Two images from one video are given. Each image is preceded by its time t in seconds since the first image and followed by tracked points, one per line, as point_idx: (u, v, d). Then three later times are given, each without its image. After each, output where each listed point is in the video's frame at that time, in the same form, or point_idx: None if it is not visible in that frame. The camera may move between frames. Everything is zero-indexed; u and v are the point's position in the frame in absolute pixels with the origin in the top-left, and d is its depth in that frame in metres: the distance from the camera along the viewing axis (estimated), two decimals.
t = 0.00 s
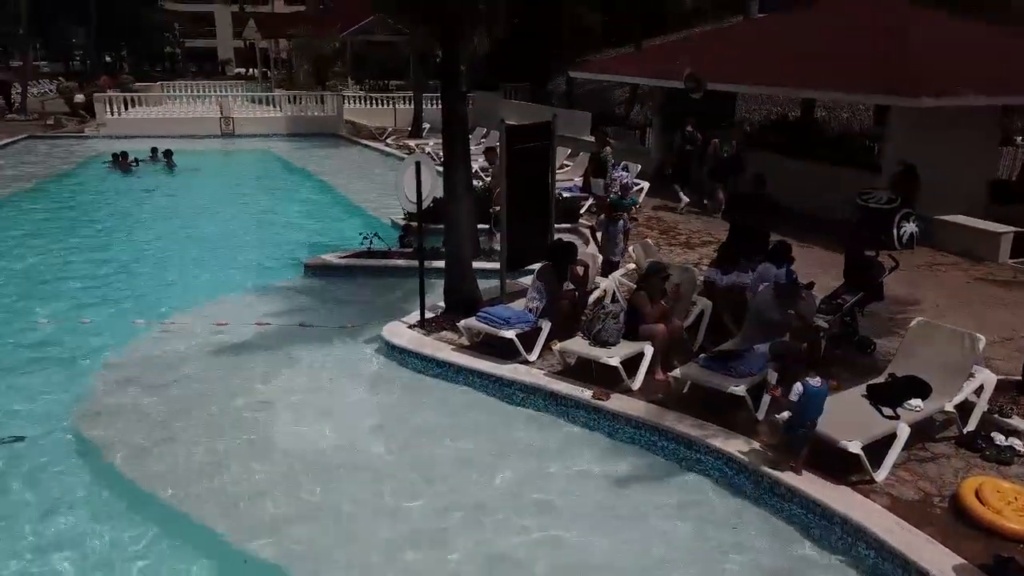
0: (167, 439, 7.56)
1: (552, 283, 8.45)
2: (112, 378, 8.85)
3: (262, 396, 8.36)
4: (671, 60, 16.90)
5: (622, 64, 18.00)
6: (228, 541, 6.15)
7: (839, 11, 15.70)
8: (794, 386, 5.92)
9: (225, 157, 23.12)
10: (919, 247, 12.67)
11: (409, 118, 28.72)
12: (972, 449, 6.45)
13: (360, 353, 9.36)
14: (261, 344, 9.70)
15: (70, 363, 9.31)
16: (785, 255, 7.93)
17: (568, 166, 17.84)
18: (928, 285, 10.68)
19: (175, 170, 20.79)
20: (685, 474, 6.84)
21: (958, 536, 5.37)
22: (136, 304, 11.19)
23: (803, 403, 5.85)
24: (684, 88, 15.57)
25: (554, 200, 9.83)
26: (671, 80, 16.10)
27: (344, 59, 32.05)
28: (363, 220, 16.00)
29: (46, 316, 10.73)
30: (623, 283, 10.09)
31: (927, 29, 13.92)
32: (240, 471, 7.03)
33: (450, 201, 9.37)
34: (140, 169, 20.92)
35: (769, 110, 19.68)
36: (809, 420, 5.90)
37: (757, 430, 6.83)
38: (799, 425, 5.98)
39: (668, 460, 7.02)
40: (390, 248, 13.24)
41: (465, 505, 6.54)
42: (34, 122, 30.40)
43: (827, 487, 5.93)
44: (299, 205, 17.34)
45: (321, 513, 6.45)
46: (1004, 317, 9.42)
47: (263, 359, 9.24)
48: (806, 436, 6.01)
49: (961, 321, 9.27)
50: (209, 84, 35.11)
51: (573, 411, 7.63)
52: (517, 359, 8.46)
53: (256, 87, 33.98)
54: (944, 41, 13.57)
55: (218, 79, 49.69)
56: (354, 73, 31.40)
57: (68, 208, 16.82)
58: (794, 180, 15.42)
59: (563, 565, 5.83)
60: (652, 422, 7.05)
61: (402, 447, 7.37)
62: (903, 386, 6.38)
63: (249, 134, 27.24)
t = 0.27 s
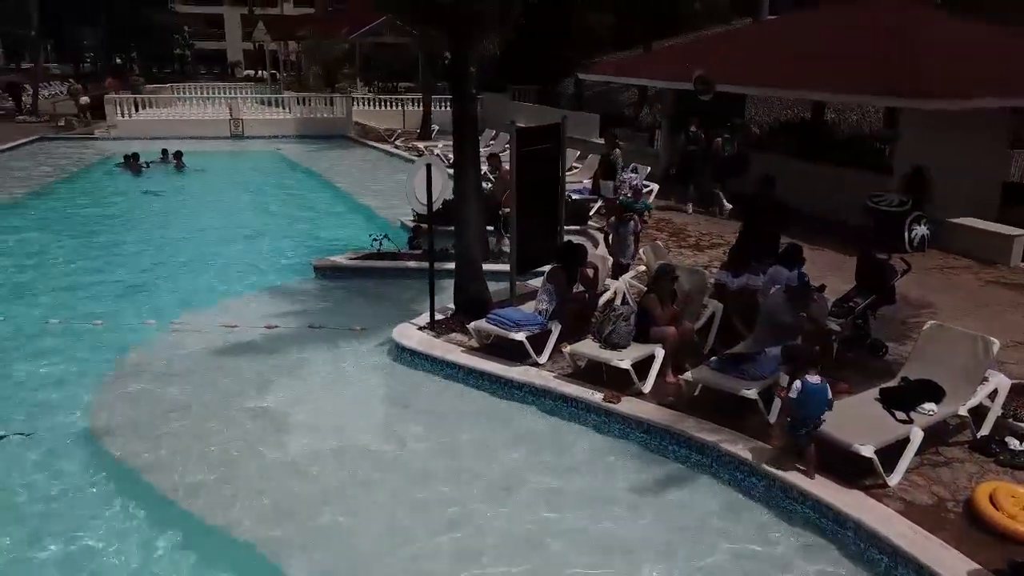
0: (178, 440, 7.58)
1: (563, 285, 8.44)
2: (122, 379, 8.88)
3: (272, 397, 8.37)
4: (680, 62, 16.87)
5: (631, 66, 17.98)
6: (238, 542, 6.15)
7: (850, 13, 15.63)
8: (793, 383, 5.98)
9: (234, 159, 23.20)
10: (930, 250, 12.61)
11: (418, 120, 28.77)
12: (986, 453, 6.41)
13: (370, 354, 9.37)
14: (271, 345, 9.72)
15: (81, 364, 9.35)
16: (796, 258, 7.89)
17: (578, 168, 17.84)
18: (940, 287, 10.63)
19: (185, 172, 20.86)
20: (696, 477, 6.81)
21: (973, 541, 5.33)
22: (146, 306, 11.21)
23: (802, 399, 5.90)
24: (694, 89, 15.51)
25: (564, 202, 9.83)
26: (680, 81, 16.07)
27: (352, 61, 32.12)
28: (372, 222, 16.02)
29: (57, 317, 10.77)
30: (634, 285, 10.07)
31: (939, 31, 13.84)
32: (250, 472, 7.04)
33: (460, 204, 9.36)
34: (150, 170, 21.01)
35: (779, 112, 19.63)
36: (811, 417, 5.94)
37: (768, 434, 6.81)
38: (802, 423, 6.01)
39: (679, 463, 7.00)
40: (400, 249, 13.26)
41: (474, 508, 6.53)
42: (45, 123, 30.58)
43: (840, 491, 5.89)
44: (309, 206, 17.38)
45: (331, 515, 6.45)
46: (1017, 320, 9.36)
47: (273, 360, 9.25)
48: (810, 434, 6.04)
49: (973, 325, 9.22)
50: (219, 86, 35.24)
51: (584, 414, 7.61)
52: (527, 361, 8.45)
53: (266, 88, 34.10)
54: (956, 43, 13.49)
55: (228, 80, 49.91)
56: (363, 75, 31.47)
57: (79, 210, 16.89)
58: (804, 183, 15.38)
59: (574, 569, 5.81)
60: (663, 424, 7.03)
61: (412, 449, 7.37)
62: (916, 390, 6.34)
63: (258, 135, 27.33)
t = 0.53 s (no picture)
0: (188, 441, 7.61)
1: (572, 288, 8.44)
2: (133, 380, 8.92)
3: (282, 399, 8.39)
4: (689, 65, 16.85)
5: (640, 68, 17.97)
6: (248, 543, 6.17)
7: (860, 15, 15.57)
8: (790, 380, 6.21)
9: (244, 161, 23.29)
10: (941, 253, 12.55)
11: (426, 122, 28.82)
12: (999, 458, 6.37)
13: (380, 356, 9.38)
14: (281, 346, 9.74)
15: (93, 365, 9.40)
16: (806, 262, 7.85)
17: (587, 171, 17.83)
18: (952, 291, 10.57)
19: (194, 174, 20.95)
20: (707, 481, 6.80)
21: (986, 547, 5.29)
22: (158, 307, 11.26)
23: (797, 393, 6.10)
24: (703, 92, 15.47)
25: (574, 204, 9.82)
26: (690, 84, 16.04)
27: (361, 64, 32.21)
28: (382, 224, 16.05)
29: (68, 318, 10.84)
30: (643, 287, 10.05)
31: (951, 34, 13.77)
32: (260, 473, 7.05)
33: (470, 207, 9.36)
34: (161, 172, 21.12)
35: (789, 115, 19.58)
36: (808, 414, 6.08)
37: (779, 438, 6.79)
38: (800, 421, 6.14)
39: (689, 467, 6.98)
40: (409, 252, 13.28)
41: (483, 510, 6.53)
42: (57, 125, 30.79)
43: (852, 496, 5.87)
44: (318, 208, 17.42)
45: (341, 517, 6.46)
46: None
47: (284, 362, 9.28)
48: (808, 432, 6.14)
49: (986, 329, 9.16)
50: (229, 88, 35.39)
51: (593, 417, 7.61)
52: (536, 364, 8.45)
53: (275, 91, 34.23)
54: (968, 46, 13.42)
55: (238, 82, 50.14)
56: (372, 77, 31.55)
57: (90, 211, 17.00)
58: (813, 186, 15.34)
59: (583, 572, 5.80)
60: (673, 428, 7.02)
61: (422, 451, 7.38)
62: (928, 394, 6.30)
63: (267, 138, 27.43)
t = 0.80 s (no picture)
0: (197, 441, 7.64)
1: (581, 291, 8.43)
2: (143, 382, 8.95)
3: (291, 400, 8.41)
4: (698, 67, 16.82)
5: (649, 71, 17.94)
6: (257, 543, 6.19)
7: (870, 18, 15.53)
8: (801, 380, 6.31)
9: (253, 163, 23.37)
10: (952, 257, 12.50)
11: (435, 125, 28.88)
12: (1011, 463, 6.33)
13: (389, 358, 9.39)
14: (291, 348, 9.77)
15: (104, 365, 9.47)
16: (814, 265, 7.81)
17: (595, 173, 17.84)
18: (964, 295, 10.51)
19: (203, 176, 21.03)
20: (716, 485, 6.77)
21: (999, 552, 5.26)
22: (167, 309, 11.31)
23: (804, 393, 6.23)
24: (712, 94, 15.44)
25: (582, 207, 9.81)
26: (698, 86, 16.01)
27: (369, 66, 32.32)
28: (390, 226, 16.07)
29: (79, 319, 10.91)
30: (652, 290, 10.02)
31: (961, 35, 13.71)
32: (270, 475, 7.06)
33: (478, 210, 9.36)
34: (171, 174, 21.21)
35: (797, 118, 19.52)
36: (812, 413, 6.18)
37: (789, 442, 6.76)
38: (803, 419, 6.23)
39: (698, 471, 6.96)
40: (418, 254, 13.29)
41: (493, 513, 6.53)
42: (67, 127, 30.98)
43: (863, 501, 5.84)
44: (327, 211, 17.47)
45: (350, 518, 6.47)
46: None
47: (293, 363, 9.30)
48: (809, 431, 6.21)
49: (998, 333, 9.11)
50: (238, 91, 35.53)
51: (602, 420, 7.60)
52: (545, 367, 8.44)
53: (284, 93, 34.36)
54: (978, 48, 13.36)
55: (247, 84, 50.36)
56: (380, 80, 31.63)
57: (101, 213, 17.09)
58: (823, 190, 15.30)
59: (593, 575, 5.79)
60: (682, 431, 7.01)
61: (432, 453, 7.38)
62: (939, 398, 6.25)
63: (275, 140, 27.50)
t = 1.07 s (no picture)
0: (206, 443, 7.66)
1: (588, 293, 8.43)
2: (152, 383, 8.99)
3: (299, 402, 8.42)
4: (706, 70, 16.81)
5: (657, 73, 17.93)
6: (265, 545, 6.20)
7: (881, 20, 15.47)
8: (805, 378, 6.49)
9: (262, 166, 23.46)
10: (961, 261, 12.45)
11: (442, 128, 28.93)
12: (1022, 468, 6.30)
13: (397, 360, 9.41)
14: (299, 350, 9.80)
15: (113, 366, 9.51)
16: (823, 269, 7.79)
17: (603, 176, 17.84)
18: (974, 299, 10.47)
19: (212, 178, 21.13)
20: (725, 488, 6.76)
21: (1009, 557, 5.23)
22: (176, 310, 11.35)
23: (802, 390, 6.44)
24: (719, 98, 15.44)
25: (590, 210, 9.81)
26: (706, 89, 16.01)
27: (377, 69, 32.40)
28: (398, 229, 16.10)
29: (89, 320, 10.97)
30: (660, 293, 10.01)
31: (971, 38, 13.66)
32: (277, 476, 7.08)
33: (487, 213, 9.37)
34: (179, 177, 21.31)
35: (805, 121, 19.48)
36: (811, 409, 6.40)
37: (797, 446, 6.74)
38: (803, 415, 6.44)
39: (706, 474, 6.95)
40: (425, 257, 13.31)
41: (500, 515, 6.53)
42: (77, 130, 31.15)
43: (872, 505, 5.81)
44: (335, 213, 17.52)
45: (357, 519, 6.48)
46: None
47: (301, 365, 9.33)
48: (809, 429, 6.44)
49: (1009, 337, 9.07)
50: (246, 93, 35.66)
51: (610, 423, 7.59)
52: (552, 369, 8.44)
53: (293, 96, 34.48)
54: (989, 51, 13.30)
55: (255, 87, 50.57)
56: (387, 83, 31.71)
57: (111, 215, 17.19)
58: (831, 193, 15.25)
59: None
60: (690, 434, 7.00)
61: (439, 455, 7.39)
62: (949, 402, 6.21)
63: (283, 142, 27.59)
